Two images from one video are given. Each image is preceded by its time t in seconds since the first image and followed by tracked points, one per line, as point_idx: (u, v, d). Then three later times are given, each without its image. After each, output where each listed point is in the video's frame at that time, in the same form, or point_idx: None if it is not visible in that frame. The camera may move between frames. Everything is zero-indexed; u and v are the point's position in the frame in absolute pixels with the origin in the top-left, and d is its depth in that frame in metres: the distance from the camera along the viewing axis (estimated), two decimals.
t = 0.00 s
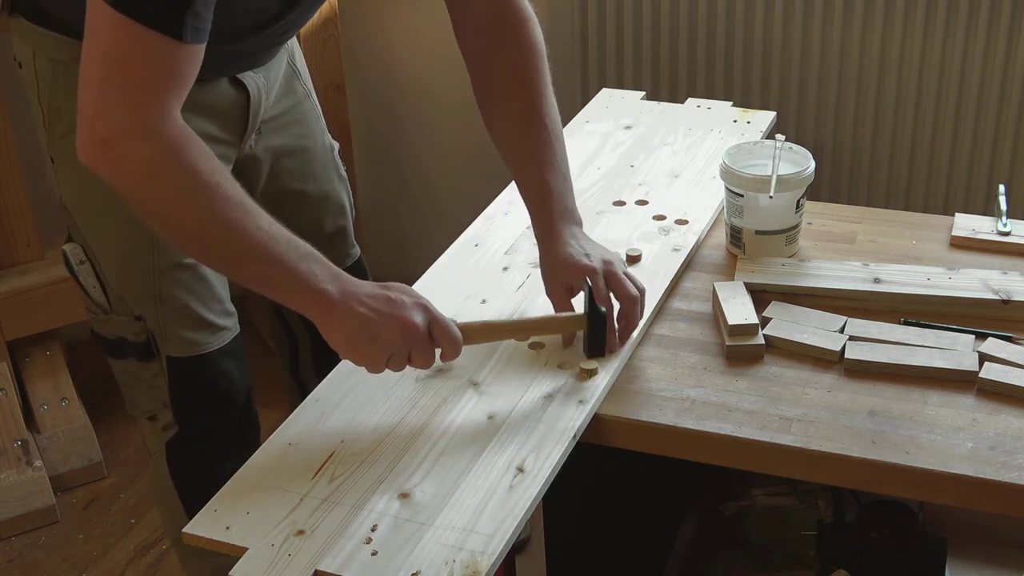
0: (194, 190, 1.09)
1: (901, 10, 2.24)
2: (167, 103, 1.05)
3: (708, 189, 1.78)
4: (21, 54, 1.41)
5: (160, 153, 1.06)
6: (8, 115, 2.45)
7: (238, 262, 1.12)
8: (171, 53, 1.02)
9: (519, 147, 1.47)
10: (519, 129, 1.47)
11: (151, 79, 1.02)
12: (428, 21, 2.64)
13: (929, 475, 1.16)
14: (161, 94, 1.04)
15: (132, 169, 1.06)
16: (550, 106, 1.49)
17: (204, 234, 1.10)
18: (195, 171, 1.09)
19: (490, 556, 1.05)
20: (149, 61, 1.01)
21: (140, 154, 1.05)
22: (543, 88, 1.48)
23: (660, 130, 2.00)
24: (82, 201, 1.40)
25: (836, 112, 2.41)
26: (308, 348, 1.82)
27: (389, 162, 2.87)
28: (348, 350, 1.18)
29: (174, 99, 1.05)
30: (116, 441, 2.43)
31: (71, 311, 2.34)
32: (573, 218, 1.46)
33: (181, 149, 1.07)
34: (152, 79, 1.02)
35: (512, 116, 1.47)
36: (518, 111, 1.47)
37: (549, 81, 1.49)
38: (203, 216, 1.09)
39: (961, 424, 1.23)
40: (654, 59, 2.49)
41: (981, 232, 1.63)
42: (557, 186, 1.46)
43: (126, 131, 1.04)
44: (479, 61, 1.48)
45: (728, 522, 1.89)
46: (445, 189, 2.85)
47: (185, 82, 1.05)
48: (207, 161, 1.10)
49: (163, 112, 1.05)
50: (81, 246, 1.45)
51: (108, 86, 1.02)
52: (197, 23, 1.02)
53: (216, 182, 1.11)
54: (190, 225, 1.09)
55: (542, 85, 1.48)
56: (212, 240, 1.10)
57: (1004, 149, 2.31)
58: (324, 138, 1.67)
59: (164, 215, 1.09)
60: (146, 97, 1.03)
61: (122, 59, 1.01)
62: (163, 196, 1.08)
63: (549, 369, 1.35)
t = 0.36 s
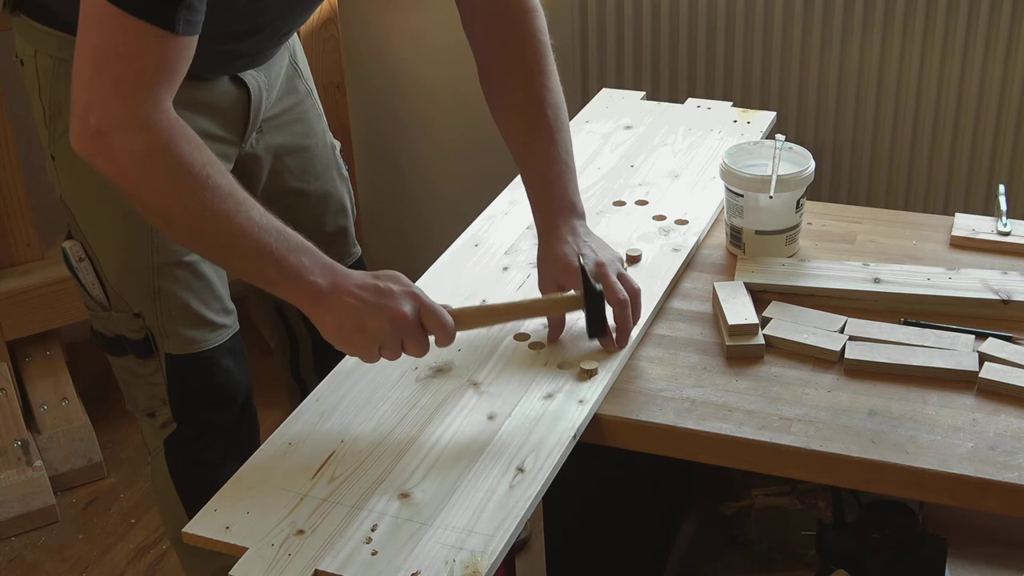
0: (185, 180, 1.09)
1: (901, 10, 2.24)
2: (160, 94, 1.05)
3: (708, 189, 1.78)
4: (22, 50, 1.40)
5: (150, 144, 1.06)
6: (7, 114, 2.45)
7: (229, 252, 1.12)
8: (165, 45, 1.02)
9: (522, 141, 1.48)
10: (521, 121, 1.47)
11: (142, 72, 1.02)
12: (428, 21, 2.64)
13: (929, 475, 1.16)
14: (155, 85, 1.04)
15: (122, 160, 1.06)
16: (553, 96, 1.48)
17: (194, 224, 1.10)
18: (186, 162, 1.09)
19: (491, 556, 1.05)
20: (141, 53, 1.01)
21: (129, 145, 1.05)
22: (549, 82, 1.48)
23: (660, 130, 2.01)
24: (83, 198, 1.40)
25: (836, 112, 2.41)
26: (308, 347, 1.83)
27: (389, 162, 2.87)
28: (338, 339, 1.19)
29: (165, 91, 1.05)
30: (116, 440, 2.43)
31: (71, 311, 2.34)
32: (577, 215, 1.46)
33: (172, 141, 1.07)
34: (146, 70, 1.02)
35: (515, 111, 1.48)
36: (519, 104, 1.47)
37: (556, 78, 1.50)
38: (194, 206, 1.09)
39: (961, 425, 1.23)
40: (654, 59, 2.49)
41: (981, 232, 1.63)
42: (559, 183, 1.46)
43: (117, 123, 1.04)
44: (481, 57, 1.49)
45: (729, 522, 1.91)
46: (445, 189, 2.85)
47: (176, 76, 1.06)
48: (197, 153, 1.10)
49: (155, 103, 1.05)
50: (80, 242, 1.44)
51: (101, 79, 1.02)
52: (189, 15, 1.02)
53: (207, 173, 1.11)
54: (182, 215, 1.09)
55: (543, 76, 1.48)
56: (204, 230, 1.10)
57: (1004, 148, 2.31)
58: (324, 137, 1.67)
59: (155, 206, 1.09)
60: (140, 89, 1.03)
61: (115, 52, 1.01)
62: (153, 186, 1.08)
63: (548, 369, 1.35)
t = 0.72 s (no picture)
0: (214, 167, 1.09)
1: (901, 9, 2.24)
2: (198, 72, 1.04)
3: (710, 190, 1.78)
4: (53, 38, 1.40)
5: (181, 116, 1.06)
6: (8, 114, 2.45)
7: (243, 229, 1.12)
8: (220, 28, 1.01)
9: (547, 142, 1.45)
10: (547, 123, 1.45)
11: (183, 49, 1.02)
12: (428, 21, 2.64)
13: (929, 475, 1.16)
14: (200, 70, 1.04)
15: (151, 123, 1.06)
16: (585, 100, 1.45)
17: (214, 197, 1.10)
18: (220, 146, 1.09)
19: (490, 556, 1.05)
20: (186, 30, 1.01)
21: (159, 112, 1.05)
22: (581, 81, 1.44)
23: (662, 131, 2.01)
24: (103, 191, 1.40)
25: (836, 112, 2.41)
26: (308, 348, 1.83)
27: (389, 163, 2.87)
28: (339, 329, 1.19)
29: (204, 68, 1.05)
30: (116, 440, 2.43)
31: (72, 312, 2.34)
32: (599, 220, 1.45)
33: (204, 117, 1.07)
34: (190, 56, 1.02)
35: (541, 111, 1.45)
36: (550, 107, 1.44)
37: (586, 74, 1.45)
38: (217, 179, 1.09)
39: (961, 424, 1.23)
40: (654, 59, 2.49)
41: (981, 232, 1.63)
42: (584, 186, 1.44)
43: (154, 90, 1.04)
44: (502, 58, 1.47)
45: (729, 522, 1.90)
46: (445, 189, 2.85)
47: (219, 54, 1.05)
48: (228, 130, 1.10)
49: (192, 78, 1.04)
50: (96, 234, 1.45)
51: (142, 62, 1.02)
52: None
53: (236, 156, 1.11)
54: (209, 199, 1.10)
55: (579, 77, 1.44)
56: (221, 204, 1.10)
57: (1004, 148, 2.31)
58: (346, 142, 1.68)
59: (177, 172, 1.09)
60: (184, 73, 1.03)
61: (167, 36, 1.01)
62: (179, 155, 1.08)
63: (548, 370, 1.35)
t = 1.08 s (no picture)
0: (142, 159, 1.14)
1: (901, 9, 2.24)
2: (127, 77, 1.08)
3: (710, 190, 1.78)
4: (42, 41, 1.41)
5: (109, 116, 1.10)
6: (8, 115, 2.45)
7: (171, 218, 1.17)
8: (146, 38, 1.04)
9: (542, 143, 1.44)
10: (541, 124, 1.44)
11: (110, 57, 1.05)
12: (428, 21, 2.64)
13: (929, 475, 1.16)
14: (124, 77, 1.07)
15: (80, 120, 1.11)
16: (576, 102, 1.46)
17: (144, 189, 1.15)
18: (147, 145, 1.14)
19: (490, 557, 1.05)
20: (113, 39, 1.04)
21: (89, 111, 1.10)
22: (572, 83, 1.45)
23: (662, 131, 2.01)
24: (95, 192, 1.41)
25: (836, 112, 2.41)
26: (308, 347, 1.83)
27: (389, 162, 2.87)
28: (260, 316, 1.25)
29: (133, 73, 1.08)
30: (116, 440, 2.43)
31: (71, 312, 2.34)
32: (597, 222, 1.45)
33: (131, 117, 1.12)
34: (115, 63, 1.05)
35: (533, 112, 1.45)
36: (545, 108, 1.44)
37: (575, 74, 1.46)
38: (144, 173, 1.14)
39: (961, 424, 1.23)
40: (654, 59, 2.49)
41: (981, 232, 1.63)
42: (583, 188, 1.45)
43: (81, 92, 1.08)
44: (493, 55, 1.47)
45: (729, 522, 1.91)
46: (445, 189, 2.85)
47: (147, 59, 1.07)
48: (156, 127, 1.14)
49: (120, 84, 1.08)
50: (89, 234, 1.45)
51: (68, 69, 1.06)
52: (170, 2, 1.02)
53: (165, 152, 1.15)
54: (141, 196, 1.16)
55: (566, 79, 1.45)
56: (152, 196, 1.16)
57: (1004, 147, 2.31)
58: (340, 141, 1.69)
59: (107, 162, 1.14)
60: (110, 78, 1.07)
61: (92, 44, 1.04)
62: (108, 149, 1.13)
63: (547, 370, 1.35)
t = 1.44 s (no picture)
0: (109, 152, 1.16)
1: (901, 10, 2.24)
2: (86, 71, 1.10)
3: (710, 190, 1.78)
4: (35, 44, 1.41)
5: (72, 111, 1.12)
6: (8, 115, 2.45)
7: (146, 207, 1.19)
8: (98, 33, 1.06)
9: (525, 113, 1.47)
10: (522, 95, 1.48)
11: (66, 53, 1.07)
12: (428, 22, 2.64)
13: (929, 475, 1.16)
14: (82, 72, 1.10)
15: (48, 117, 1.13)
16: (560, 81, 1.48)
17: (116, 180, 1.17)
18: (115, 136, 1.16)
19: (490, 557, 1.05)
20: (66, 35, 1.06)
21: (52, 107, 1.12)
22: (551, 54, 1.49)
23: (663, 131, 2.01)
24: (84, 193, 1.40)
25: (836, 112, 2.41)
26: (308, 347, 1.83)
27: (389, 162, 2.87)
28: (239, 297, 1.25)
29: (91, 68, 1.10)
30: (116, 440, 2.43)
31: (71, 312, 2.34)
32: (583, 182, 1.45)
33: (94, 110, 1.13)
34: (71, 58, 1.08)
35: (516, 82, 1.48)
36: (529, 88, 1.48)
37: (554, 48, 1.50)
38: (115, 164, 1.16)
39: (961, 424, 1.23)
40: (654, 60, 2.49)
41: (981, 232, 1.63)
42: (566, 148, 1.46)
43: (42, 90, 1.10)
44: (489, 57, 1.50)
45: (729, 522, 1.91)
46: (445, 189, 2.85)
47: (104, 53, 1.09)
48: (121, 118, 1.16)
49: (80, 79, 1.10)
50: (79, 236, 1.45)
51: (28, 71, 1.09)
52: (120, 4, 1.05)
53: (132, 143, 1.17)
54: (116, 185, 1.18)
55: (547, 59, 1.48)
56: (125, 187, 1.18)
57: (1004, 147, 2.31)
58: (331, 141, 1.68)
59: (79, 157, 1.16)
60: (68, 78, 1.09)
61: (47, 47, 1.07)
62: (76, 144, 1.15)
63: (547, 370, 1.34)
